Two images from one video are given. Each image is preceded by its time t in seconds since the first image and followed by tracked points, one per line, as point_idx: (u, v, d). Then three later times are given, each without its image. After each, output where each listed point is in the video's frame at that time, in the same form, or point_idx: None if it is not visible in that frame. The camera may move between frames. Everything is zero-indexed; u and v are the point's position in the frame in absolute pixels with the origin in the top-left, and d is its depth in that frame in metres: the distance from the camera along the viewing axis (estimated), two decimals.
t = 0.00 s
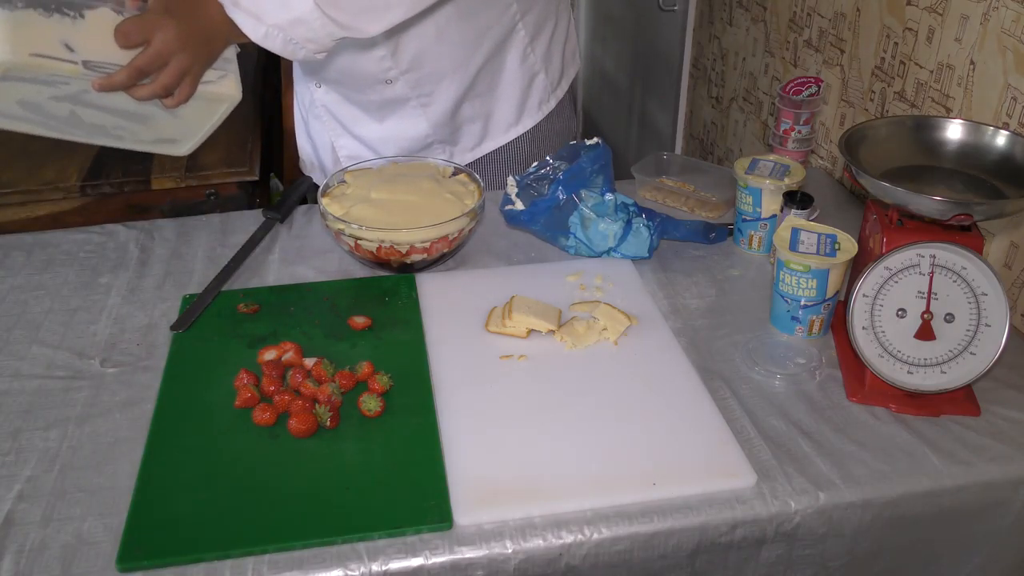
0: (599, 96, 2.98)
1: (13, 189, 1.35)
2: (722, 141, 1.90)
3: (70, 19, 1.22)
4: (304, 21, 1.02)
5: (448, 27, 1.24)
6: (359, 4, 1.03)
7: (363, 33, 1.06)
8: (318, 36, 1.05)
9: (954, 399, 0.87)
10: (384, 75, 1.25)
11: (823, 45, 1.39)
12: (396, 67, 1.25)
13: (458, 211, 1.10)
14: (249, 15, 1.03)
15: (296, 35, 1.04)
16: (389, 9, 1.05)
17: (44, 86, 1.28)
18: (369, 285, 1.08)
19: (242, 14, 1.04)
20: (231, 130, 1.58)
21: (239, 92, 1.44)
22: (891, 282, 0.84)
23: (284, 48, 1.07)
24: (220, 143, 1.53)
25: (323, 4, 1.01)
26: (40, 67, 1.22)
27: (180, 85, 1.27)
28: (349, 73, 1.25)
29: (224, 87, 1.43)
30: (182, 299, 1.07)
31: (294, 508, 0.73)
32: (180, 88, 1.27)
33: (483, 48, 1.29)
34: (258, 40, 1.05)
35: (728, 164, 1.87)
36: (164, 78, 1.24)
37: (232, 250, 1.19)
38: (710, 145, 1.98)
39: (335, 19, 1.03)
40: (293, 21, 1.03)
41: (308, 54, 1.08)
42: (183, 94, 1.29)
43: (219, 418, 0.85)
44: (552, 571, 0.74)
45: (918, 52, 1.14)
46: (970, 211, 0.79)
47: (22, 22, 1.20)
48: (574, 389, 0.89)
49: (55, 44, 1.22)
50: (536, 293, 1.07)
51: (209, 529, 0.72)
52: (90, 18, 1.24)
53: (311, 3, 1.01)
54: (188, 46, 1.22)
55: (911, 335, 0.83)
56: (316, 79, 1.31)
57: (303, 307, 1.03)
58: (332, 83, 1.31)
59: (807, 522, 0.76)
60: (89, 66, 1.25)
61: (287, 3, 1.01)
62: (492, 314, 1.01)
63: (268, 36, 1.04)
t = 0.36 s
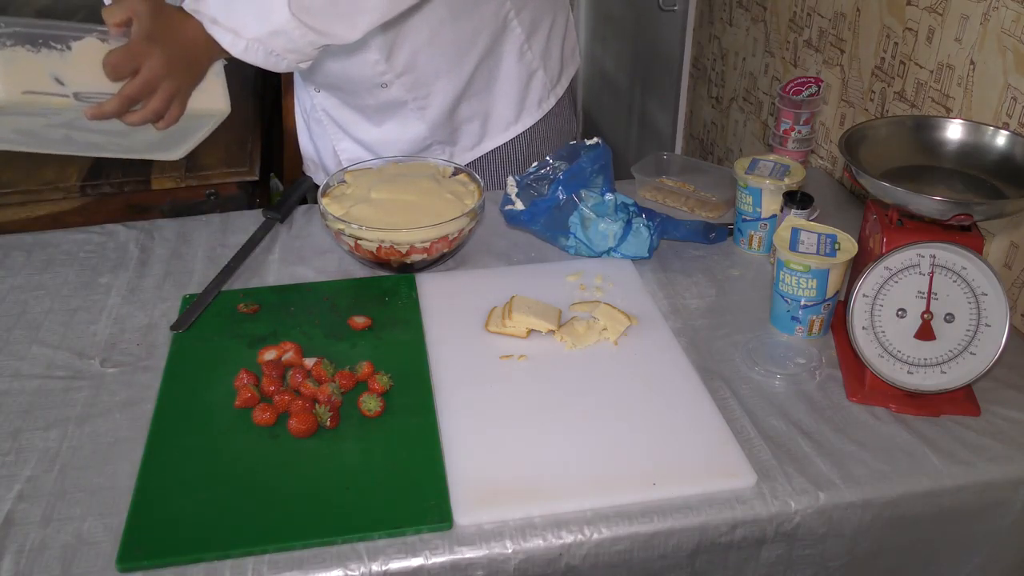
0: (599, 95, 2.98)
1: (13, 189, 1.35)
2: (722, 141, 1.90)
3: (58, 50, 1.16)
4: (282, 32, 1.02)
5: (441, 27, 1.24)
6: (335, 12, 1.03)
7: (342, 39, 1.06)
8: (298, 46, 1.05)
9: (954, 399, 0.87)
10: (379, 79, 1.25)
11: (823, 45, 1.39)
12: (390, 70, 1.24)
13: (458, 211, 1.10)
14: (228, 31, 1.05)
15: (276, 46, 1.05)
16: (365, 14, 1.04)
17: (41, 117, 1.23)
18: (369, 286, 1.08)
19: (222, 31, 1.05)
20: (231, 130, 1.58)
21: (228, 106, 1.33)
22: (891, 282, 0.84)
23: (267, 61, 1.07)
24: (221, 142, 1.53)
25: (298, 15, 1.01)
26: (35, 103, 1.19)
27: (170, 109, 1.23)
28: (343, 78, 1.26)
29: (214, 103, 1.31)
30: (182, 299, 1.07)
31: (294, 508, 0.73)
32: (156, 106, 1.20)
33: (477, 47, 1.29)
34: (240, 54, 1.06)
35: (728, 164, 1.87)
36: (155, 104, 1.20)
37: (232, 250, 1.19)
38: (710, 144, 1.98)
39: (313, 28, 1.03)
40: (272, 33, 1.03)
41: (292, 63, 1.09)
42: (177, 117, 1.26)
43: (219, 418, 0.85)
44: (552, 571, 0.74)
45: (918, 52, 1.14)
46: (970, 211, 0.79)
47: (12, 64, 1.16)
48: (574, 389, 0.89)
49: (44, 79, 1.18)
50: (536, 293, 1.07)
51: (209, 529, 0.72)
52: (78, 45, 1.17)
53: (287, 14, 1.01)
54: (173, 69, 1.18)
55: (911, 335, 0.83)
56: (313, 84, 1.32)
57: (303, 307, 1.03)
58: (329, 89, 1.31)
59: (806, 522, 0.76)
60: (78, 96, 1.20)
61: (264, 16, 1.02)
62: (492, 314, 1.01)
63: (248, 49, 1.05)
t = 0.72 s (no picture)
0: (599, 95, 2.98)
1: (13, 189, 1.36)
2: (722, 141, 1.90)
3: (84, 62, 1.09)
4: (287, 47, 1.07)
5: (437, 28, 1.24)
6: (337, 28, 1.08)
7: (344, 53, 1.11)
8: (302, 60, 1.10)
9: (954, 399, 0.87)
10: (373, 81, 1.26)
11: (823, 45, 1.39)
12: (385, 72, 1.24)
13: (458, 211, 1.10)
14: (235, 45, 1.09)
15: (281, 61, 1.10)
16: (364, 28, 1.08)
17: (47, 117, 1.07)
18: (369, 286, 1.08)
19: (227, 45, 1.10)
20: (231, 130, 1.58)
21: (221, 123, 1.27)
22: (891, 282, 0.84)
23: (271, 74, 1.12)
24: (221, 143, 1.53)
25: (304, 30, 1.06)
26: (48, 99, 1.04)
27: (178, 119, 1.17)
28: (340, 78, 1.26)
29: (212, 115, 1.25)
30: (182, 299, 1.07)
31: (294, 508, 0.73)
32: (174, 118, 1.14)
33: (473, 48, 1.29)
34: (245, 68, 1.11)
35: (728, 164, 1.87)
36: (171, 112, 1.13)
37: (232, 250, 1.19)
38: (710, 144, 1.98)
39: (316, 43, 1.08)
40: (276, 49, 1.08)
41: (293, 75, 1.14)
42: (180, 131, 1.19)
43: (219, 418, 0.85)
44: (552, 571, 0.74)
45: (918, 53, 1.14)
46: (970, 211, 0.79)
47: (29, 54, 1.00)
48: (574, 389, 0.89)
49: (63, 74, 1.03)
50: (537, 293, 1.07)
51: (208, 529, 0.72)
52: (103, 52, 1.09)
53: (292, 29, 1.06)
54: (190, 78, 1.14)
55: (911, 335, 0.83)
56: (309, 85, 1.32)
57: (304, 307, 1.03)
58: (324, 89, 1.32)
59: (807, 522, 0.76)
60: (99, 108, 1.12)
61: (269, 33, 1.07)
62: (492, 314, 1.01)
63: (254, 63, 1.10)
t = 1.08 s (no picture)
0: (599, 96, 2.98)
1: (13, 189, 1.36)
2: (721, 141, 1.90)
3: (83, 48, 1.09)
4: (285, 51, 1.07)
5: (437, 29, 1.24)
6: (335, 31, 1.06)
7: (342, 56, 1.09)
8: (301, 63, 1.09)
9: (954, 399, 0.87)
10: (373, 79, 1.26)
11: (823, 45, 1.39)
12: (384, 70, 1.25)
13: (458, 211, 1.10)
14: (235, 46, 1.09)
15: (278, 63, 1.09)
16: (364, 33, 1.07)
17: (64, 91, 1.04)
18: (369, 286, 1.08)
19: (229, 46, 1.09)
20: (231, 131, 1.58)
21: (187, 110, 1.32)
22: (891, 282, 0.84)
23: (269, 75, 1.11)
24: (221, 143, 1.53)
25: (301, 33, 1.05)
26: (83, 74, 1.00)
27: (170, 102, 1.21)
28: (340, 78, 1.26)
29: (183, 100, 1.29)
30: (182, 299, 1.07)
31: (294, 508, 0.73)
32: (174, 102, 1.20)
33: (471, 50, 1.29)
34: (243, 68, 1.10)
35: (727, 164, 1.87)
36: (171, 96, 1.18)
37: (232, 250, 1.19)
38: (710, 144, 1.98)
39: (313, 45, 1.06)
40: (275, 52, 1.07)
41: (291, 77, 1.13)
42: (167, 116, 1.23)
43: (219, 419, 0.85)
44: (552, 571, 0.74)
45: (918, 53, 1.14)
46: (970, 211, 0.79)
47: (77, 24, 0.97)
48: (574, 390, 0.89)
49: (96, 52, 1.01)
50: (537, 293, 1.07)
51: (208, 529, 0.72)
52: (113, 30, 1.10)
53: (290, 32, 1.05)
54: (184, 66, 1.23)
55: (911, 336, 0.83)
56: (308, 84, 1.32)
57: (304, 307, 1.03)
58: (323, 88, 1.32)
59: (806, 522, 0.76)
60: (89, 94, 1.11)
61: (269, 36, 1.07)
62: (492, 314, 1.01)
63: (252, 65, 1.10)
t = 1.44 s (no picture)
0: (599, 96, 2.98)
1: (14, 189, 1.36)
2: (722, 142, 1.90)
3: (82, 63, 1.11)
4: (283, 62, 1.08)
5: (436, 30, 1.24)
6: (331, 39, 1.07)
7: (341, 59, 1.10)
8: (298, 71, 1.10)
9: (954, 399, 0.87)
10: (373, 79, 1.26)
11: (823, 46, 1.39)
12: (385, 70, 1.25)
13: (458, 211, 1.10)
14: (234, 57, 1.10)
15: (277, 72, 1.10)
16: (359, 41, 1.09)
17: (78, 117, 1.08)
18: (369, 286, 1.08)
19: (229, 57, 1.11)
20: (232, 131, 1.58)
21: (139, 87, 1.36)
22: (891, 282, 0.84)
23: (269, 83, 1.13)
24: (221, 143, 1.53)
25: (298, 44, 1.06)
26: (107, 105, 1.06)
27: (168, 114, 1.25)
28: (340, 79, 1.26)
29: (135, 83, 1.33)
30: (182, 299, 1.07)
31: (295, 508, 0.73)
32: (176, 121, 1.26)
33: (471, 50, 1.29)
34: (245, 77, 1.12)
35: (728, 164, 1.87)
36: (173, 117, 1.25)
37: (232, 249, 1.19)
38: (710, 145, 1.98)
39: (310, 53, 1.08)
40: (273, 62, 1.08)
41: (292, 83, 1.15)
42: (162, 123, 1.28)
43: (220, 418, 0.85)
44: (552, 571, 0.74)
45: (918, 52, 1.14)
46: (970, 211, 0.79)
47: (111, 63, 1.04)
48: (574, 390, 0.89)
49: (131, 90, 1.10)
50: (537, 293, 1.07)
51: (209, 529, 0.72)
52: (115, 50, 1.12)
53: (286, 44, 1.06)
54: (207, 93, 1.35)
55: (911, 335, 0.83)
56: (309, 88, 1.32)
57: (304, 307, 1.03)
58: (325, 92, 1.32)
59: (806, 522, 0.76)
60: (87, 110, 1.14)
61: (265, 48, 1.07)
62: (492, 314, 1.01)
63: (253, 74, 1.12)
